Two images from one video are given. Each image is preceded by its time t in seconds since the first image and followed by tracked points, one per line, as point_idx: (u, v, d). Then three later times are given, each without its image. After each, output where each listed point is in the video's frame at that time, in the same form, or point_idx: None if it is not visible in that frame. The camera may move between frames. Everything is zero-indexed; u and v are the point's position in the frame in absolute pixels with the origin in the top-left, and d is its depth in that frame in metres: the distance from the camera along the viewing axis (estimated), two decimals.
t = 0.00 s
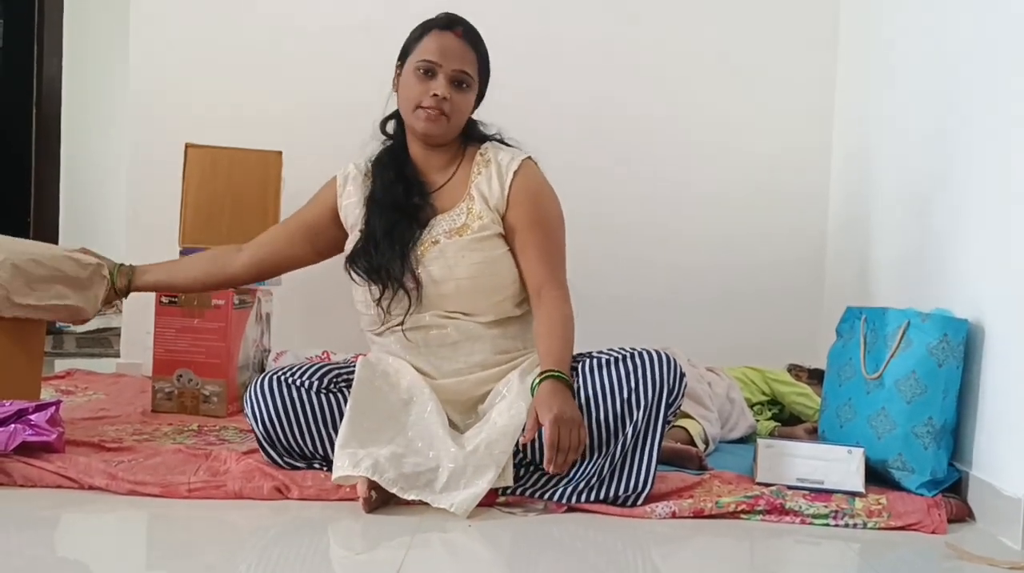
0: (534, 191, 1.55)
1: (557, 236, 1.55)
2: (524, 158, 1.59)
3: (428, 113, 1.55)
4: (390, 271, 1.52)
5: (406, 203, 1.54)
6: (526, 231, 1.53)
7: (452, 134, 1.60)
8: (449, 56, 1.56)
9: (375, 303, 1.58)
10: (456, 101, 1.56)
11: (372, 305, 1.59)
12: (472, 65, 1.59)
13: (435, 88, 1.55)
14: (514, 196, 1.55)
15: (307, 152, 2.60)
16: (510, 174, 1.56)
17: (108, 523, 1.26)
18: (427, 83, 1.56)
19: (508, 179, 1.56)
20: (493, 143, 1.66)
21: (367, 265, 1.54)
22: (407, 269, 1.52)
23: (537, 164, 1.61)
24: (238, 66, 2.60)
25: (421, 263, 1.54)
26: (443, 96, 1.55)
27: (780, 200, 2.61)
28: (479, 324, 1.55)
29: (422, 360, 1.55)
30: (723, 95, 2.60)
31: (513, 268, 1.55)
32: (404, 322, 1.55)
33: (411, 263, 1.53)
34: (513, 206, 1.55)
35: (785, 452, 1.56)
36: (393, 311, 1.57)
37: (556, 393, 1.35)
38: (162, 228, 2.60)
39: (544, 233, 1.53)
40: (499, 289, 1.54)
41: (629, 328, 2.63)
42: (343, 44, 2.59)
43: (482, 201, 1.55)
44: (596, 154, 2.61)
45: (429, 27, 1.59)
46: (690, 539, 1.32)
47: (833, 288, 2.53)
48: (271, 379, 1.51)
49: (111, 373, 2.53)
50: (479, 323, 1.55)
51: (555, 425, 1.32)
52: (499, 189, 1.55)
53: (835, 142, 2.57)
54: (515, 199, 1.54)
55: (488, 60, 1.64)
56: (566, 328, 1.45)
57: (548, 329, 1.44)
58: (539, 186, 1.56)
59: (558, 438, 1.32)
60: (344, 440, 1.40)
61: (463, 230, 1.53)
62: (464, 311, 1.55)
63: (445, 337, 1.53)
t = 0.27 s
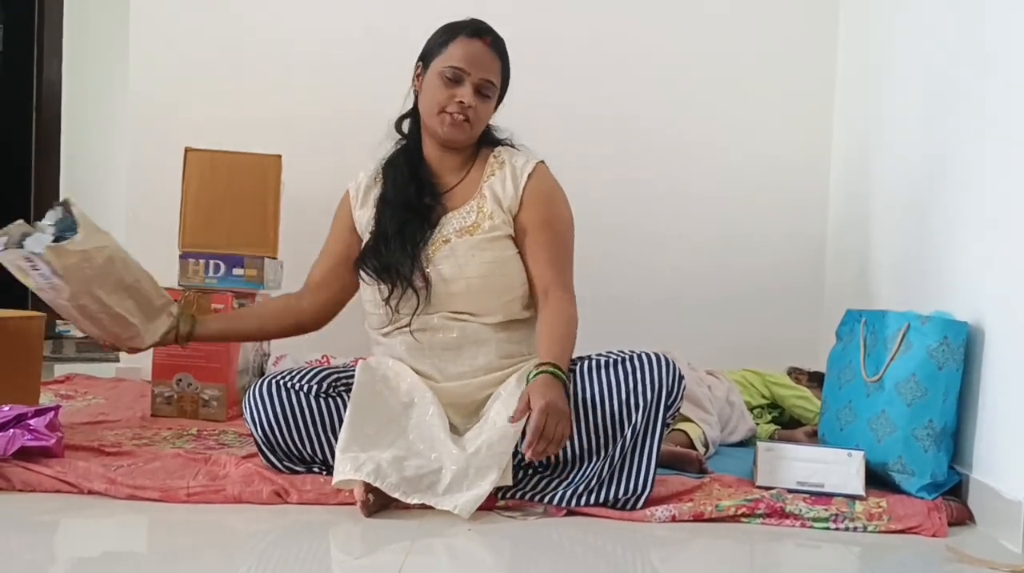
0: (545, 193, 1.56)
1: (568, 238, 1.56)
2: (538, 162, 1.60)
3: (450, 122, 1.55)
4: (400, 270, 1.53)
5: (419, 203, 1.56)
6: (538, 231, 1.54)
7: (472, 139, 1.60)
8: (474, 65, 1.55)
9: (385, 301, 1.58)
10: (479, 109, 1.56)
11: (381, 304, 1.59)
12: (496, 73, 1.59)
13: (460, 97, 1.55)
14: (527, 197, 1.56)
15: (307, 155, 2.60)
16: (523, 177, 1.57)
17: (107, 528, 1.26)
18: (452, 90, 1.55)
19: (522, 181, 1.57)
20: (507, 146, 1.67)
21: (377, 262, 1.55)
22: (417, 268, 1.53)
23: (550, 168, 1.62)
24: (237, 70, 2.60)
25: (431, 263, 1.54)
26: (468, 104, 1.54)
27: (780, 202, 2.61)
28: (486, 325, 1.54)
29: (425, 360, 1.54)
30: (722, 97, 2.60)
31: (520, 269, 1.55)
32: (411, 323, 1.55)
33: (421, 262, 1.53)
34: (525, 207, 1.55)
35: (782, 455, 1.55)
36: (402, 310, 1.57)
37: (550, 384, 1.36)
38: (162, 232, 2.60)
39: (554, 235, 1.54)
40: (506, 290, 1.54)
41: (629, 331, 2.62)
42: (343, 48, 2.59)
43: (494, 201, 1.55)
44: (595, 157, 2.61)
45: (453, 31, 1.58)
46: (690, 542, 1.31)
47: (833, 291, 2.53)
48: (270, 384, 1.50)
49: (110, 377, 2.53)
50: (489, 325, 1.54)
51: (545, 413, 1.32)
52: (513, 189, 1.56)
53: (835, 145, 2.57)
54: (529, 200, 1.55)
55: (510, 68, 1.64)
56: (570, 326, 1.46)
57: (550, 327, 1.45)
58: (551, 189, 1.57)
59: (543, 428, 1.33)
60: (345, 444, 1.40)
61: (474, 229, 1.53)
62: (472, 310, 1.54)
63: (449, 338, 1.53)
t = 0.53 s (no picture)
0: (559, 200, 1.59)
1: (578, 241, 1.58)
2: (555, 167, 1.62)
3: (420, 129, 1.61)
4: (406, 264, 1.58)
5: (430, 202, 1.62)
6: (547, 235, 1.58)
7: (461, 138, 1.62)
8: (424, 67, 1.59)
9: (389, 295, 1.63)
10: (441, 108, 1.59)
11: (385, 295, 1.63)
12: (453, 67, 1.59)
13: (417, 102, 1.60)
14: (540, 202, 1.59)
15: (307, 158, 2.60)
16: (538, 181, 1.60)
17: (106, 530, 1.26)
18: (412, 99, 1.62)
19: (536, 185, 1.60)
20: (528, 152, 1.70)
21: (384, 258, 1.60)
22: (421, 264, 1.58)
23: (568, 173, 1.64)
24: (237, 72, 2.60)
25: (437, 260, 1.59)
26: (426, 107, 1.59)
27: (780, 205, 2.61)
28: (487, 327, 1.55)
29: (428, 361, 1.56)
30: (723, 99, 2.60)
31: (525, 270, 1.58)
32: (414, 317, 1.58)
33: (427, 259, 1.58)
34: (537, 212, 1.59)
35: (785, 457, 1.55)
36: (405, 302, 1.62)
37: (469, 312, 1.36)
38: (162, 234, 2.60)
39: (564, 239, 1.57)
40: (511, 289, 1.57)
41: (629, 333, 2.62)
42: (344, 50, 2.59)
43: (509, 208, 1.59)
44: (595, 159, 2.61)
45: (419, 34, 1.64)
46: (690, 545, 1.31)
47: (833, 294, 2.53)
48: (269, 383, 1.50)
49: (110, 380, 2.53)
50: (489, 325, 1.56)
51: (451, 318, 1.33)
52: (526, 194, 1.59)
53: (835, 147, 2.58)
54: (541, 204, 1.58)
55: (484, 54, 1.62)
56: (556, 314, 1.48)
57: (526, 307, 1.46)
58: (566, 196, 1.60)
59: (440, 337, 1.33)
60: (342, 442, 1.40)
61: (483, 231, 1.58)
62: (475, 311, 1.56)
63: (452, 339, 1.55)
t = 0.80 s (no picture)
0: (567, 205, 1.61)
1: (584, 245, 1.60)
2: (563, 173, 1.64)
3: (439, 137, 1.62)
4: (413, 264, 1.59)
5: (440, 205, 1.65)
6: (553, 239, 1.58)
7: (476, 147, 1.64)
8: (445, 77, 1.58)
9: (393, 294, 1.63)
10: (462, 119, 1.60)
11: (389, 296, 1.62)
12: (474, 79, 1.59)
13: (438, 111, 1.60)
14: (546, 208, 1.61)
15: (307, 160, 2.60)
16: (545, 187, 1.62)
17: (105, 533, 1.26)
18: (434, 107, 1.62)
19: (543, 190, 1.62)
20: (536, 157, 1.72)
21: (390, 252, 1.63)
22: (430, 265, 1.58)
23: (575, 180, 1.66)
24: (237, 74, 2.60)
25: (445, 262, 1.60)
26: (447, 118, 1.59)
27: (779, 207, 2.61)
28: (491, 332, 1.57)
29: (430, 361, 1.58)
30: (722, 102, 2.60)
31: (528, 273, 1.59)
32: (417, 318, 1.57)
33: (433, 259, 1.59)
34: (542, 217, 1.61)
35: (785, 459, 1.55)
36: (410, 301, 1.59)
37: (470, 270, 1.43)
38: (162, 236, 2.60)
39: (571, 241, 1.58)
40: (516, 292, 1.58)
41: (628, 335, 2.62)
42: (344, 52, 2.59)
43: (514, 211, 1.61)
44: (595, 161, 2.61)
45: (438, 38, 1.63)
46: (690, 547, 1.31)
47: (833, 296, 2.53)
48: (264, 388, 1.51)
49: (109, 382, 2.52)
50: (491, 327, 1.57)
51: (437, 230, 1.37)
52: (533, 199, 1.62)
53: (834, 149, 2.58)
54: (548, 209, 1.60)
55: (501, 63, 1.63)
56: (555, 312, 1.51)
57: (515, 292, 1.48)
58: (572, 202, 1.61)
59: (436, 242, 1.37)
60: (339, 445, 1.40)
61: (491, 234, 1.59)
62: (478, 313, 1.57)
63: (454, 340, 1.56)
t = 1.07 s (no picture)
0: (575, 213, 1.61)
1: (590, 253, 1.61)
2: (569, 180, 1.64)
3: (451, 144, 1.62)
4: (422, 270, 1.59)
5: (448, 211, 1.63)
6: (562, 248, 1.59)
7: (485, 154, 1.65)
8: (460, 87, 1.58)
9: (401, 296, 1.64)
10: (476, 128, 1.60)
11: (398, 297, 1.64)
12: (488, 88, 1.59)
13: (451, 119, 1.60)
14: (554, 214, 1.61)
15: (307, 162, 2.60)
16: (553, 193, 1.63)
17: (106, 536, 1.25)
18: (447, 114, 1.62)
19: (551, 197, 1.62)
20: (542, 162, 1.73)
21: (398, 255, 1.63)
22: (439, 273, 1.59)
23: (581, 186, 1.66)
24: (237, 77, 2.60)
25: (453, 270, 1.60)
26: (460, 126, 1.59)
27: (780, 210, 2.61)
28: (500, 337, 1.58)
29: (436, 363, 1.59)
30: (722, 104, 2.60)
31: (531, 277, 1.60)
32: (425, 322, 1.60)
33: (443, 267, 1.59)
34: (551, 223, 1.61)
35: (785, 462, 1.55)
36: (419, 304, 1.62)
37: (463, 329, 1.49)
38: (163, 239, 2.60)
39: (579, 252, 1.59)
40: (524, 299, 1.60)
41: (629, 338, 2.62)
42: (344, 55, 2.60)
43: (523, 217, 1.61)
44: (595, 164, 2.61)
45: (452, 44, 1.62)
46: (691, 550, 1.31)
47: (833, 298, 2.53)
48: (265, 390, 1.51)
49: (110, 385, 2.52)
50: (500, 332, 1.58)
51: (417, 320, 1.47)
52: (543, 206, 1.62)
53: (834, 151, 2.58)
54: (556, 216, 1.61)
55: (511, 71, 1.63)
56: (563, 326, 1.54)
57: (523, 317, 1.52)
58: (580, 210, 1.62)
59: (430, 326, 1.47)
60: (341, 450, 1.38)
61: (501, 243, 1.59)
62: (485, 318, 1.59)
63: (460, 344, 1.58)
